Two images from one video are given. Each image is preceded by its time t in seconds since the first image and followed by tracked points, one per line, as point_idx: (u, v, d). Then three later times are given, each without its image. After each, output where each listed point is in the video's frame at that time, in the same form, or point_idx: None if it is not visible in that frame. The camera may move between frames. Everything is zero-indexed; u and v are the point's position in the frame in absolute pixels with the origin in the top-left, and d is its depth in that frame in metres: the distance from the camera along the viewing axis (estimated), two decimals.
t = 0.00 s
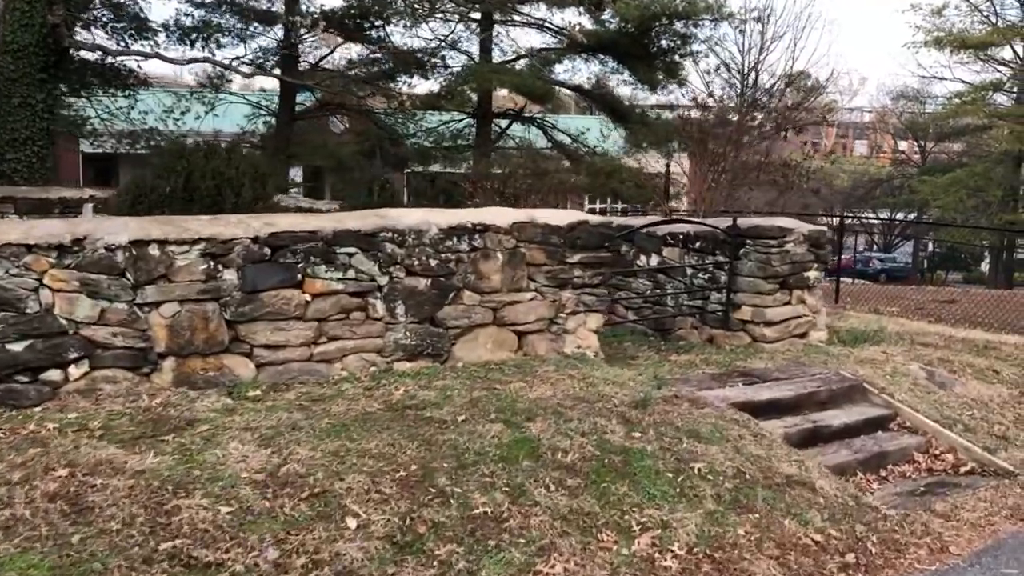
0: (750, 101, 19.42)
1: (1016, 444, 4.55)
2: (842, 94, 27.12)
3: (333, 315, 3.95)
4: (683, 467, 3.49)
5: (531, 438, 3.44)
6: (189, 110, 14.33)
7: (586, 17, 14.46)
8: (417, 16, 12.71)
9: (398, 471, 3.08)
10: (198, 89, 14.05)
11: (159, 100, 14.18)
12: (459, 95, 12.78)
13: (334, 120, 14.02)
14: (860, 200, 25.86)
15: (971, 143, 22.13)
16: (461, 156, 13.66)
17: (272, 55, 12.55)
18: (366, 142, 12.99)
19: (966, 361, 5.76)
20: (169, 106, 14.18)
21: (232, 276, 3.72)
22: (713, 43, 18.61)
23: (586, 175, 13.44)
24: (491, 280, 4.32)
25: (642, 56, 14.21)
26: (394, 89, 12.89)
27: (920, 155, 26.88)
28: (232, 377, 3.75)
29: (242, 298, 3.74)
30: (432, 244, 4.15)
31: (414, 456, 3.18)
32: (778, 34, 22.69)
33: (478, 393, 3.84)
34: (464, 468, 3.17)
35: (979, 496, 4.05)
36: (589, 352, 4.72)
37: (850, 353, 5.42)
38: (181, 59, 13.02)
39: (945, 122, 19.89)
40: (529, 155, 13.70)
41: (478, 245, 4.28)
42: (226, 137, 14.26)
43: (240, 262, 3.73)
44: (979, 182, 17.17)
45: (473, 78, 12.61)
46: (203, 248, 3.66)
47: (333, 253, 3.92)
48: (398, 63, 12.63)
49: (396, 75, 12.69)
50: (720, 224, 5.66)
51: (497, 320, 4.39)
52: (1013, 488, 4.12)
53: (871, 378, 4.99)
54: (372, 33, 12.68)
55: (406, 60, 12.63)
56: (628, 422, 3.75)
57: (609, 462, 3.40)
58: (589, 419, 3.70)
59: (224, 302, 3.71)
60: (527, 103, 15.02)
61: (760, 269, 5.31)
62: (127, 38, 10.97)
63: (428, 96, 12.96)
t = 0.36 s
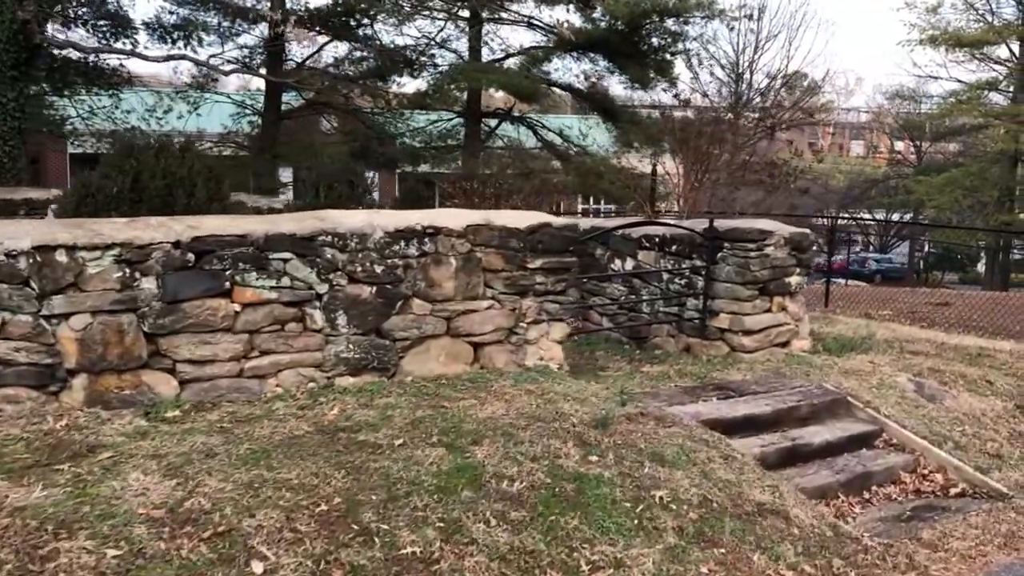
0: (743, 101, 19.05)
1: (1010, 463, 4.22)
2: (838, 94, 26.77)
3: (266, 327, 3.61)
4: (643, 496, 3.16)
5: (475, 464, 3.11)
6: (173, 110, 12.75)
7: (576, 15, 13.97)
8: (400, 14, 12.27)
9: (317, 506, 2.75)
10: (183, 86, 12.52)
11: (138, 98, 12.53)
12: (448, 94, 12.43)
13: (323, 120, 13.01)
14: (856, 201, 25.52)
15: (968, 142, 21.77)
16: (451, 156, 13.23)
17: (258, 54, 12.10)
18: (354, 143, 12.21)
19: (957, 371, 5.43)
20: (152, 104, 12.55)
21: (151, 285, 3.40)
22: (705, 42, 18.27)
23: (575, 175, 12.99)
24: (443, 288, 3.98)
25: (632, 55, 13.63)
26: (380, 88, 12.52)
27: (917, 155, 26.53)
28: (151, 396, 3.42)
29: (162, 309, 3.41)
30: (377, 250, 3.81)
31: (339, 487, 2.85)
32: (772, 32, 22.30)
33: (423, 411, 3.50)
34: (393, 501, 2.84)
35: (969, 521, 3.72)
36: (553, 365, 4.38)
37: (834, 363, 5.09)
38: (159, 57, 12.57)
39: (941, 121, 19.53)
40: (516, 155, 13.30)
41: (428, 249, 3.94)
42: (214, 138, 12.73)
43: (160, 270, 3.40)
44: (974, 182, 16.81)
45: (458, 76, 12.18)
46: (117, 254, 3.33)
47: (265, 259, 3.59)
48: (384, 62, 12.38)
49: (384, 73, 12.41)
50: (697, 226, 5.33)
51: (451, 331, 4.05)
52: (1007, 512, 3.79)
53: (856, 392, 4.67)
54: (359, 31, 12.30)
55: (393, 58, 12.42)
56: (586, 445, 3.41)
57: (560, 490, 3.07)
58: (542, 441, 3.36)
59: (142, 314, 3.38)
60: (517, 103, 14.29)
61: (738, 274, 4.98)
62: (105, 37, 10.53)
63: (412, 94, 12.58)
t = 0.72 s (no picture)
0: (738, 101, 18.62)
1: (1004, 490, 3.86)
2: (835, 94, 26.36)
3: (182, 344, 3.27)
4: (593, 537, 2.79)
5: (401, 501, 2.75)
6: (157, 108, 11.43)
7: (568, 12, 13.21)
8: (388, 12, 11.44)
9: (211, 554, 2.40)
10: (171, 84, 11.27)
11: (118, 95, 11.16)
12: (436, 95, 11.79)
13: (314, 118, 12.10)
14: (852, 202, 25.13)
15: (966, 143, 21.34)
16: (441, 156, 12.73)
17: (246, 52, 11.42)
18: (343, 142, 11.66)
19: (947, 386, 5.08)
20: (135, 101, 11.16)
21: (49, 297, 3.04)
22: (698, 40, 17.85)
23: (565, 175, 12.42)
24: (384, 301, 3.63)
25: (622, 54, 12.87)
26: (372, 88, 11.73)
27: (915, 155, 26.12)
28: (49, 421, 3.07)
29: (62, 325, 3.05)
30: (308, 258, 3.46)
31: (239, 533, 2.50)
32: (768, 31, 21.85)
33: (352, 439, 3.15)
34: (301, 547, 2.49)
35: (956, 556, 3.39)
36: (510, 382, 4.02)
37: (815, 378, 4.76)
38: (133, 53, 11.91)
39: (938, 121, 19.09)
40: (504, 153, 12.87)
41: (367, 257, 3.58)
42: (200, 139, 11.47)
43: (59, 282, 3.05)
44: (971, 183, 16.41)
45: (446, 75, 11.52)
46: (9, 263, 2.96)
47: (179, 268, 3.25)
48: (373, 62, 11.55)
49: (375, 73, 11.57)
50: (670, 232, 4.98)
51: (393, 347, 3.70)
52: (999, 546, 3.45)
53: (837, 411, 4.32)
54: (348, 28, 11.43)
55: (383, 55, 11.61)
56: (531, 477, 3.05)
57: (496, 532, 2.71)
58: (481, 473, 3.01)
59: (40, 330, 3.02)
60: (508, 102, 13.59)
61: (712, 283, 4.64)
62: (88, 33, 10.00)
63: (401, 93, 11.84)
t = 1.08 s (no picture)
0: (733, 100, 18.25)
1: (1005, 513, 3.52)
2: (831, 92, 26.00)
3: (92, 354, 2.94)
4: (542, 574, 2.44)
5: (322, 535, 2.41)
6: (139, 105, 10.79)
7: (559, 7, 12.75)
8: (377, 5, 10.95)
9: None
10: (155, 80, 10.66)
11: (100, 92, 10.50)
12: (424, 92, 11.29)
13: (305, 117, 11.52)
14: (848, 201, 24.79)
15: (964, 141, 20.96)
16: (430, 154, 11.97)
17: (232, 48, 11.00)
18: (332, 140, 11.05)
19: (943, 395, 4.75)
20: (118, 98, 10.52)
21: None
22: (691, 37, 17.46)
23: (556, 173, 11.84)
24: (324, 306, 3.29)
25: (614, 49, 12.40)
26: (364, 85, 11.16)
27: (911, 154, 25.75)
28: None
29: None
30: (238, 258, 3.13)
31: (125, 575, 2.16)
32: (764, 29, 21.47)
33: (278, 461, 2.81)
34: None
35: None
36: (468, 394, 3.68)
37: (801, 387, 4.42)
38: (113, 48, 11.46)
39: (935, 120, 18.69)
40: (494, 150, 12.23)
41: (303, 257, 3.24)
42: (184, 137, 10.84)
43: None
44: (969, 182, 16.05)
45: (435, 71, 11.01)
46: None
47: (87, 269, 2.92)
48: (363, 57, 11.00)
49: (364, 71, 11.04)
50: (647, 230, 4.66)
51: (335, 356, 3.36)
52: (1000, 575, 3.13)
53: (824, 423, 3.98)
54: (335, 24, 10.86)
55: (373, 52, 11.09)
56: (476, 503, 2.71)
57: (430, 570, 2.36)
58: (419, 500, 2.67)
59: None
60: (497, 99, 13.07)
61: (690, 285, 4.32)
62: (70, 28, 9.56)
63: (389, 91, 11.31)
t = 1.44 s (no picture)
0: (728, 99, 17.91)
1: (995, 542, 3.21)
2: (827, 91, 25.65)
3: None
4: None
5: None
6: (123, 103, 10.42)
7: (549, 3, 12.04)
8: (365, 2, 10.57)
9: None
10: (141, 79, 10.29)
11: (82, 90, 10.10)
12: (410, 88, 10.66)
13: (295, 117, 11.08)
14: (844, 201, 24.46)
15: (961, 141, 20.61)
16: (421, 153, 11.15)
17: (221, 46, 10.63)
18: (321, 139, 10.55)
19: (932, 407, 4.44)
20: (100, 96, 10.13)
21: None
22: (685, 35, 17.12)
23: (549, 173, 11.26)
24: (245, 315, 2.99)
25: (604, 48, 11.79)
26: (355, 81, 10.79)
27: (907, 154, 25.42)
28: None
29: None
30: (147, 263, 2.82)
31: None
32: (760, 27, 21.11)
33: (178, 492, 2.50)
34: None
35: None
36: (412, 411, 3.36)
37: (779, 399, 4.11)
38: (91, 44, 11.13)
39: (931, 119, 18.33)
40: (485, 150, 11.59)
41: (221, 261, 2.93)
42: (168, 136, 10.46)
43: None
44: (965, 182, 15.71)
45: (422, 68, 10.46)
46: None
47: None
48: (352, 55, 10.59)
49: (354, 69, 10.66)
50: (615, 231, 4.35)
51: (259, 371, 3.05)
52: None
53: (802, 441, 3.67)
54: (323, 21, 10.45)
55: (361, 49, 10.65)
56: (399, 541, 2.40)
57: None
58: (333, 537, 2.35)
59: None
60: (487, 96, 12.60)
61: (659, 290, 4.01)
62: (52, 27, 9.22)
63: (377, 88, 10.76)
